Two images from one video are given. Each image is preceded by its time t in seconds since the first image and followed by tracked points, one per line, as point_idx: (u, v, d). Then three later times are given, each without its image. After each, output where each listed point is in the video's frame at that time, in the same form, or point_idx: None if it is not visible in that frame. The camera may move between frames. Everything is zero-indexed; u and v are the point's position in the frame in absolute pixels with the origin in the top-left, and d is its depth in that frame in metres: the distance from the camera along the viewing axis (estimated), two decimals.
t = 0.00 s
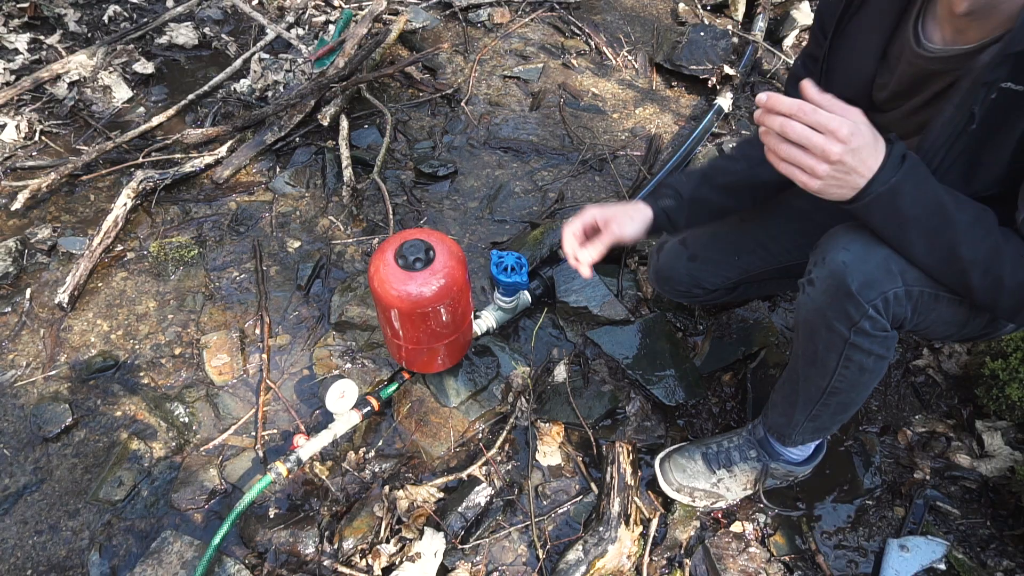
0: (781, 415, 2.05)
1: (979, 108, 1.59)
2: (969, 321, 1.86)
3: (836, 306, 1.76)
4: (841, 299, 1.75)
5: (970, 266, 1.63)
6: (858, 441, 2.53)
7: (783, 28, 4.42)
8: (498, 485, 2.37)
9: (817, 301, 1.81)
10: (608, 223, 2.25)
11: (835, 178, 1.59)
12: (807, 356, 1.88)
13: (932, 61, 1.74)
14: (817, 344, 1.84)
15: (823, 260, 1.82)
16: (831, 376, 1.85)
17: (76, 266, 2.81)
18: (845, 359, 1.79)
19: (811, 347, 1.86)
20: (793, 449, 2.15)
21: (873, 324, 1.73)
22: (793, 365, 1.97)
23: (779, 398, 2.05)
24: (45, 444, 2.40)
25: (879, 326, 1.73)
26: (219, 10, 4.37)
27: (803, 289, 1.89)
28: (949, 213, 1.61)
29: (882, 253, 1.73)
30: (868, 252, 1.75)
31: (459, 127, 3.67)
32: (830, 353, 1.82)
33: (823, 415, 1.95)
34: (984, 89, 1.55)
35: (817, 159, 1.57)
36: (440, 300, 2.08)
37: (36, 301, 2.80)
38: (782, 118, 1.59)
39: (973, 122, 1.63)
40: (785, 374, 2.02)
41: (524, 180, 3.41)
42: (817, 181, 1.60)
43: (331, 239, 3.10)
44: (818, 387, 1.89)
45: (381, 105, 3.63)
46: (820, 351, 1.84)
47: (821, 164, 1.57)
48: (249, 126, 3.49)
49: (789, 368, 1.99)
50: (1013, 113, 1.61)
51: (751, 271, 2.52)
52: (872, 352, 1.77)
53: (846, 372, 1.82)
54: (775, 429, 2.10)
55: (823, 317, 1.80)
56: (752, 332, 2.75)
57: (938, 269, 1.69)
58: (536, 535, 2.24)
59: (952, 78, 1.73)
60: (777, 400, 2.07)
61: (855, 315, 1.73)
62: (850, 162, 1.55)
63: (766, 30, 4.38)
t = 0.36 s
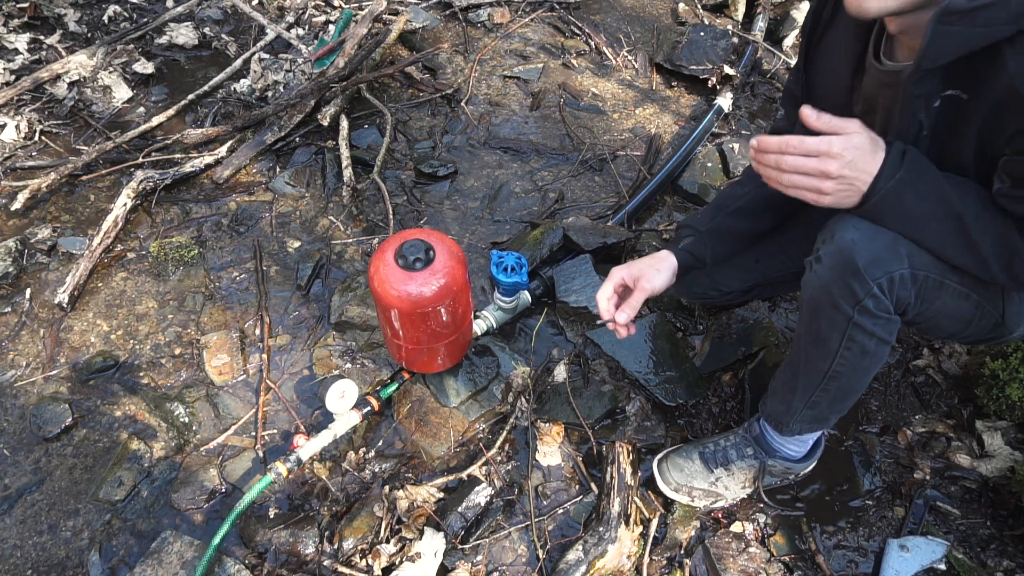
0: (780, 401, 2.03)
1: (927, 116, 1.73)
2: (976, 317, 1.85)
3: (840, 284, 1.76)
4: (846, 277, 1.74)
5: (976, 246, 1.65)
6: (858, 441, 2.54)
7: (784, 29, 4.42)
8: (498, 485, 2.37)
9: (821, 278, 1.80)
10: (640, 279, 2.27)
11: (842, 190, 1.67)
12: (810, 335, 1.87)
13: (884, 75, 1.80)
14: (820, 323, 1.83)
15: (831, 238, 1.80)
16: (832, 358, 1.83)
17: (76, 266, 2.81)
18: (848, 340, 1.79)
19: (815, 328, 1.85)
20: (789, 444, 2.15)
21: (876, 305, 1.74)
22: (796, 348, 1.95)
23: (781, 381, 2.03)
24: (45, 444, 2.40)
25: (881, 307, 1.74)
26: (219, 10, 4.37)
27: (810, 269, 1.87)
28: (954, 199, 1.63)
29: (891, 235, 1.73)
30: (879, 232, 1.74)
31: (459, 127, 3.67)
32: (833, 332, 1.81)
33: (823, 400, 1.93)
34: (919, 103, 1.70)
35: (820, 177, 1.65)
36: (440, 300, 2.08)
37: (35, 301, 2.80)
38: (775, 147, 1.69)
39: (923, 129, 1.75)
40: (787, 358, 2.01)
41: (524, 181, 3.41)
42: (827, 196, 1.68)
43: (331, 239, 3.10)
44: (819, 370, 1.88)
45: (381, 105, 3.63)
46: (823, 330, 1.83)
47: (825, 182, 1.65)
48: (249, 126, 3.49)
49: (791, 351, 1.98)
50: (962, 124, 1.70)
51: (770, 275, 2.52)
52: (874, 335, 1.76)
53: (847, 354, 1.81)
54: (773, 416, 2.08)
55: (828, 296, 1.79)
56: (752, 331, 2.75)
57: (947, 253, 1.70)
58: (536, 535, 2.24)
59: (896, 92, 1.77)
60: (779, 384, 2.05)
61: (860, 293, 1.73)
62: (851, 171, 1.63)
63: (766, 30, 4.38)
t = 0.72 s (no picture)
0: (779, 400, 2.03)
1: (917, 145, 1.78)
2: (974, 321, 1.86)
3: (840, 284, 1.76)
4: (846, 276, 1.75)
5: (965, 238, 1.71)
6: (858, 441, 2.54)
7: (784, 29, 4.43)
8: (498, 485, 2.37)
9: (821, 278, 1.80)
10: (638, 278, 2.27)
11: (845, 193, 1.78)
12: (809, 335, 1.87)
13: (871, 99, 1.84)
14: (820, 323, 1.82)
15: (831, 238, 1.82)
16: (831, 359, 1.83)
17: (76, 266, 2.81)
18: (847, 340, 1.79)
19: (814, 327, 1.85)
20: (788, 444, 2.17)
21: (875, 305, 1.74)
22: (794, 349, 1.95)
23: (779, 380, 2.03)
24: (45, 444, 2.40)
25: (880, 308, 1.75)
26: (219, 10, 4.38)
27: (808, 268, 1.87)
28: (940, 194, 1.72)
29: (890, 237, 1.75)
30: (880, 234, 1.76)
31: (459, 127, 3.67)
32: (832, 332, 1.81)
33: (821, 401, 1.93)
34: (906, 138, 1.75)
35: (821, 182, 1.80)
36: (440, 300, 2.08)
37: (36, 301, 2.80)
38: (775, 164, 1.90)
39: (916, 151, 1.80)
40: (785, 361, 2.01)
41: (524, 180, 3.41)
42: (832, 199, 1.79)
43: (331, 239, 3.10)
44: (818, 371, 1.88)
45: (380, 105, 3.63)
46: (822, 331, 1.83)
47: (827, 184, 1.79)
48: (249, 126, 3.49)
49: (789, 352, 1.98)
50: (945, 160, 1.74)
51: (771, 274, 2.53)
52: (873, 336, 1.77)
53: (846, 355, 1.81)
54: (771, 415, 2.08)
55: (828, 296, 1.79)
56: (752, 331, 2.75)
57: (941, 252, 1.74)
58: (535, 535, 2.24)
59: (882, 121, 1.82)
60: (775, 386, 2.05)
61: (858, 293, 1.74)
62: (849, 174, 1.78)
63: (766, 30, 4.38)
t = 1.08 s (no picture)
0: (780, 403, 2.02)
1: (921, 157, 1.74)
2: (973, 328, 1.88)
3: (840, 288, 1.76)
4: (846, 281, 1.74)
5: (966, 248, 1.74)
6: (858, 441, 2.54)
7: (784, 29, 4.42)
8: (498, 484, 2.37)
9: (820, 282, 1.80)
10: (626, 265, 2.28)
11: (847, 199, 1.77)
12: (810, 339, 1.86)
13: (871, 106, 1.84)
14: (820, 327, 1.82)
15: (832, 243, 1.81)
16: (831, 363, 1.83)
17: (75, 266, 2.81)
18: (847, 345, 1.78)
19: (814, 331, 1.84)
20: (790, 446, 2.17)
21: (876, 310, 1.74)
22: (794, 353, 1.95)
23: (779, 383, 2.03)
24: (45, 444, 2.40)
25: (880, 313, 1.75)
26: (219, 10, 4.38)
27: (808, 272, 1.87)
28: (943, 202, 1.74)
29: (891, 244, 1.76)
30: (881, 240, 1.76)
31: (459, 127, 3.67)
32: (832, 336, 1.80)
33: (822, 405, 1.93)
34: (909, 150, 1.73)
35: (824, 187, 1.80)
36: (440, 300, 2.08)
37: (35, 301, 2.80)
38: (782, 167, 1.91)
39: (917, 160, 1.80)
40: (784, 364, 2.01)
41: (524, 180, 3.41)
42: (834, 206, 1.78)
43: (331, 239, 3.10)
44: (819, 375, 1.88)
45: (380, 104, 3.63)
46: (822, 335, 1.82)
47: (830, 189, 1.78)
48: (249, 126, 3.49)
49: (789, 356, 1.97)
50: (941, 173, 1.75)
51: (767, 275, 2.53)
52: (873, 341, 1.77)
53: (846, 360, 1.81)
54: (773, 418, 2.08)
55: (828, 300, 1.78)
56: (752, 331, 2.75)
57: (942, 260, 1.75)
58: (536, 535, 2.24)
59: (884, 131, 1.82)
60: (775, 389, 2.05)
61: (859, 299, 1.73)
62: (853, 180, 1.77)
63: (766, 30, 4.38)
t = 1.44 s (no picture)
0: (784, 404, 2.02)
1: (926, 156, 1.74)
2: (976, 329, 1.88)
3: (842, 290, 1.76)
4: (849, 283, 1.75)
5: (969, 249, 1.73)
6: (858, 441, 2.54)
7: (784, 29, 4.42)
8: (498, 484, 2.37)
9: (823, 284, 1.80)
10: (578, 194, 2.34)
11: (852, 202, 1.77)
12: (813, 341, 1.86)
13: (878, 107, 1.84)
14: (823, 328, 1.82)
15: (834, 245, 1.82)
16: (835, 364, 1.83)
17: (76, 266, 2.81)
18: (850, 346, 1.78)
19: (817, 333, 1.84)
20: (793, 449, 2.16)
21: (878, 312, 1.74)
22: (797, 354, 1.95)
23: (783, 384, 2.03)
24: (45, 444, 2.40)
25: (883, 315, 1.75)
26: (219, 10, 4.38)
27: (810, 274, 1.88)
28: (947, 203, 1.73)
29: (894, 245, 1.76)
30: (883, 242, 1.76)
31: (459, 127, 3.67)
32: (835, 338, 1.80)
33: (825, 405, 1.92)
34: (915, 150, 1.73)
35: (828, 189, 1.79)
36: (440, 300, 2.07)
37: (35, 301, 2.80)
38: (785, 169, 1.90)
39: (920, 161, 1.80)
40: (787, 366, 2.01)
41: (524, 180, 3.41)
42: (839, 208, 1.78)
43: (331, 239, 3.10)
44: (822, 376, 1.87)
45: (380, 105, 3.63)
46: (825, 336, 1.82)
47: (834, 192, 1.78)
48: (249, 126, 3.49)
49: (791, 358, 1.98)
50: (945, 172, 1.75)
51: (767, 267, 2.43)
52: (877, 342, 1.77)
53: (849, 361, 1.81)
54: (776, 419, 2.07)
55: (830, 302, 1.79)
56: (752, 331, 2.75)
57: (945, 261, 1.75)
58: (535, 535, 2.24)
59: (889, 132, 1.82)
60: (779, 390, 2.04)
61: (861, 300, 1.74)
62: (857, 183, 1.77)
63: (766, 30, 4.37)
